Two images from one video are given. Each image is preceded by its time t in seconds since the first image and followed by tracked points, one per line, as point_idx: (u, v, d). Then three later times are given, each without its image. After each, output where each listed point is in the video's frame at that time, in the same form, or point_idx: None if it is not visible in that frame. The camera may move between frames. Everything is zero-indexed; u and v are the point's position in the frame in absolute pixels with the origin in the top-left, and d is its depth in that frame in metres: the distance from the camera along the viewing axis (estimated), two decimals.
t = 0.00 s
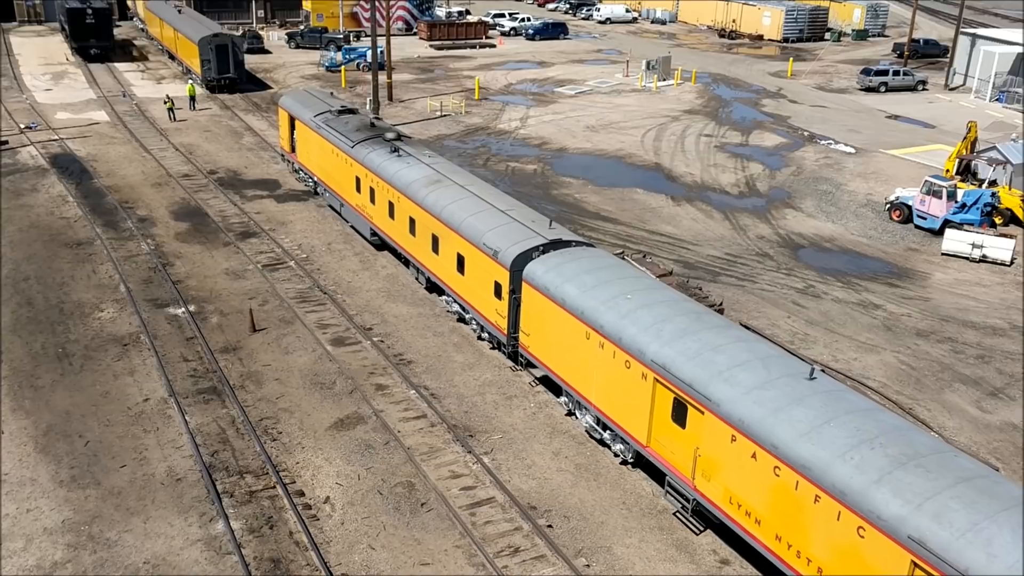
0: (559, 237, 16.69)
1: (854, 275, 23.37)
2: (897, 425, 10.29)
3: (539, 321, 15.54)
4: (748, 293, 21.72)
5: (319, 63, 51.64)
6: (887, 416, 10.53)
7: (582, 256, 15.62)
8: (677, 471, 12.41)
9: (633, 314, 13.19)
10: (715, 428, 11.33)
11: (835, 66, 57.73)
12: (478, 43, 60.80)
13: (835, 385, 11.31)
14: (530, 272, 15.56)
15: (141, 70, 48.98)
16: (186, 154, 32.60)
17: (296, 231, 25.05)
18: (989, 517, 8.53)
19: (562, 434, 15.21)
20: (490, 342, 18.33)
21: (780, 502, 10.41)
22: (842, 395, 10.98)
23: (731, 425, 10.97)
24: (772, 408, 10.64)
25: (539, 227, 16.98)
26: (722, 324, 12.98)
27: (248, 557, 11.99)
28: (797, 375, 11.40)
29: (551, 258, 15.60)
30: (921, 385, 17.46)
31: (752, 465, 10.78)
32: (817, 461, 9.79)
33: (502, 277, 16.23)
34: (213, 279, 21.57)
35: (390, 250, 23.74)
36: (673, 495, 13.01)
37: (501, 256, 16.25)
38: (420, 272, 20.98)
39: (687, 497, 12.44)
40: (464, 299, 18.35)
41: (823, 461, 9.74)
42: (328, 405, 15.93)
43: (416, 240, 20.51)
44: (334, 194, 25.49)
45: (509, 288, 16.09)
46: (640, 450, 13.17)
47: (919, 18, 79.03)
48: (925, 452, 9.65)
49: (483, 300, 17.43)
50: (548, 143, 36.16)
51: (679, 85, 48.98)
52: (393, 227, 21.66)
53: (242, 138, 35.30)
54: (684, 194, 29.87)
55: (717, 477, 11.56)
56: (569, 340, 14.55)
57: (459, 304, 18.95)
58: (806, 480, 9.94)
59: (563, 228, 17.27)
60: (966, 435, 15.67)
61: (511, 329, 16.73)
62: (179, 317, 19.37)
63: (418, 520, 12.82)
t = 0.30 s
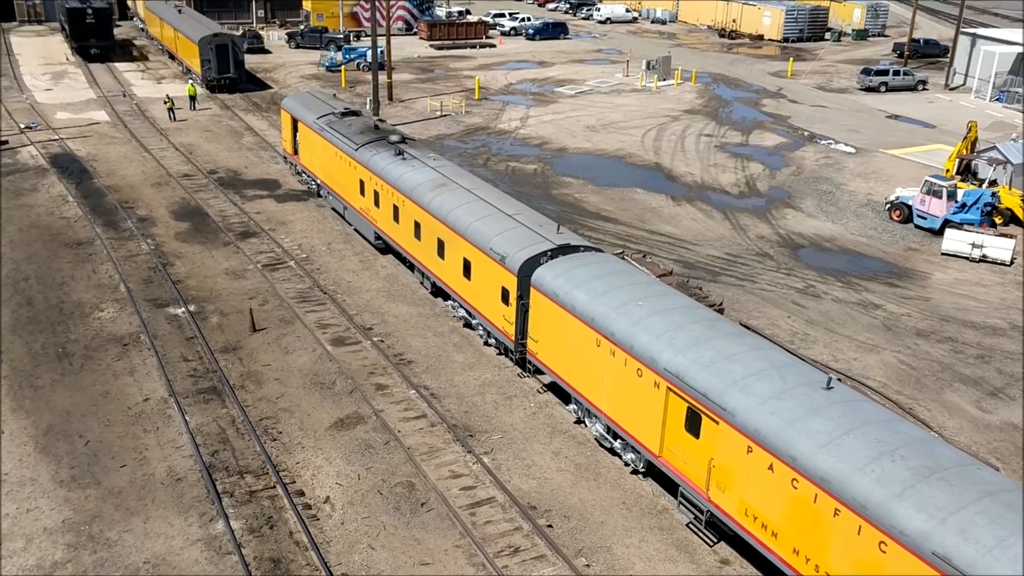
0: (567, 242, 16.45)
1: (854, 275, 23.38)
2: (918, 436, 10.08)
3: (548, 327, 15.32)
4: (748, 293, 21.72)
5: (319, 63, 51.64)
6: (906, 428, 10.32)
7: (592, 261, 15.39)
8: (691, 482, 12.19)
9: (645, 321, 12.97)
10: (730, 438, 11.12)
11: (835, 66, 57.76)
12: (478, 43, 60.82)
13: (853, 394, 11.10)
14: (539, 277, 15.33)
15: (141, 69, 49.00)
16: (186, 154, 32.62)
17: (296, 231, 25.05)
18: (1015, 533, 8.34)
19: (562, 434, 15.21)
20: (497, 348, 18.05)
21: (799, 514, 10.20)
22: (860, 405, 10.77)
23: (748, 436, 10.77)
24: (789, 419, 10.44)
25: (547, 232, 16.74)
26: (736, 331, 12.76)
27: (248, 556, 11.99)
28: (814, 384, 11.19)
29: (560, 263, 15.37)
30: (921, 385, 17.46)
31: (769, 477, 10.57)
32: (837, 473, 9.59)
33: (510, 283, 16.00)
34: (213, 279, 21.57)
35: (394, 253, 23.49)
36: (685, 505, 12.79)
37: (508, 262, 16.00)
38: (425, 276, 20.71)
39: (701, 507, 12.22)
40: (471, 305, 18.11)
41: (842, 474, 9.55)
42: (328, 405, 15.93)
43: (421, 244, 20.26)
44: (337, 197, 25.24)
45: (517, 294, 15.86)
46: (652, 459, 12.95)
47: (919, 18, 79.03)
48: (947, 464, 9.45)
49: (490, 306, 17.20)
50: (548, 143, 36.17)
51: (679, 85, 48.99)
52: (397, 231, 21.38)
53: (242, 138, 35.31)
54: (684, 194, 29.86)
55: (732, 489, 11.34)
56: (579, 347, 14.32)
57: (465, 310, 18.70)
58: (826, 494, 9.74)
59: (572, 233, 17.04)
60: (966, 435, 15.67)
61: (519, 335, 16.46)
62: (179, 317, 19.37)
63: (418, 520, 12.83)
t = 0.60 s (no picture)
0: (575, 247, 16.23)
1: (854, 275, 23.38)
2: (939, 448, 9.87)
3: (556, 334, 15.08)
4: (747, 293, 21.73)
5: (319, 63, 51.62)
6: (927, 440, 10.11)
7: (601, 268, 15.17)
8: (704, 493, 11.94)
9: (657, 329, 12.74)
10: (746, 450, 10.89)
11: (834, 65, 57.80)
12: (478, 43, 60.85)
13: (871, 405, 10.87)
14: (548, 284, 15.09)
15: (141, 69, 49.02)
16: (186, 154, 32.63)
17: (296, 231, 25.05)
18: None
19: (562, 434, 15.21)
20: (505, 354, 17.81)
21: (817, 528, 9.96)
22: (879, 417, 10.55)
23: (764, 447, 10.54)
24: (807, 431, 10.21)
25: (555, 237, 16.52)
26: (751, 340, 12.52)
27: (248, 556, 12.00)
28: (832, 395, 10.96)
29: (569, 270, 15.14)
30: (921, 385, 17.47)
31: (786, 490, 10.34)
32: (857, 487, 9.37)
33: (518, 288, 15.77)
34: (213, 279, 21.58)
35: (398, 257, 23.24)
36: (699, 517, 12.54)
37: (516, 266, 15.79)
38: (431, 281, 20.49)
39: (715, 520, 11.97)
40: (477, 310, 17.88)
41: (863, 487, 9.32)
42: (328, 405, 15.93)
43: (426, 248, 20.02)
44: (341, 200, 25.01)
45: (525, 300, 15.63)
46: (664, 470, 12.70)
47: (920, 17, 79.02)
48: (970, 478, 9.23)
49: (497, 312, 16.96)
50: (548, 142, 36.19)
51: (678, 84, 49.01)
52: (402, 235, 21.16)
53: (242, 138, 35.31)
54: (684, 194, 29.85)
55: (747, 501, 11.10)
56: (588, 355, 14.07)
57: (472, 315, 18.46)
58: (845, 507, 9.52)
59: (580, 238, 16.82)
60: (966, 435, 15.67)
61: (526, 342, 16.22)
62: (179, 316, 19.37)
63: (418, 520, 12.83)
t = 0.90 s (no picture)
0: (586, 252, 15.85)
1: (854, 274, 23.39)
2: (962, 460, 9.57)
3: (564, 340, 14.76)
4: (747, 292, 21.73)
5: (319, 63, 51.61)
6: (949, 451, 9.80)
7: (610, 272, 14.85)
8: (719, 505, 11.63)
9: (670, 336, 12.42)
10: (762, 462, 10.60)
11: (834, 65, 57.83)
12: (478, 43, 60.87)
13: (890, 416, 10.57)
14: (557, 289, 14.73)
15: (141, 69, 49.06)
16: (186, 154, 32.65)
17: (296, 231, 25.05)
18: None
19: (562, 434, 15.21)
20: (513, 361, 17.44)
21: (836, 543, 9.67)
22: (900, 427, 10.25)
23: (782, 459, 10.26)
24: (826, 443, 9.91)
25: (564, 242, 16.15)
26: (765, 348, 12.21)
27: (248, 556, 11.99)
28: (851, 405, 10.65)
29: (578, 275, 14.82)
30: (921, 384, 17.46)
31: (804, 503, 10.05)
32: (878, 501, 9.08)
33: (526, 294, 15.42)
34: (213, 279, 21.58)
35: (403, 261, 22.88)
36: (713, 529, 12.23)
37: (524, 272, 15.41)
38: (436, 286, 20.12)
39: (730, 532, 11.66)
40: (484, 316, 17.52)
41: (885, 501, 9.04)
42: (328, 404, 15.93)
43: (432, 252, 19.66)
44: (344, 203, 24.65)
45: (533, 306, 15.28)
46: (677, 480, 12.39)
47: (920, 17, 79.03)
48: (995, 491, 8.93)
49: (505, 317, 16.60)
50: (548, 142, 36.20)
51: (678, 84, 49.01)
52: (407, 239, 20.76)
53: (242, 138, 35.31)
54: (684, 194, 29.83)
55: (763, 514, 10.79)
56: (598, 362, 13.73)
57: (479, 321, 18.08)
58: (866, 522, 9.23)
59: (589, 242, 16.46)
60: (966, 435, 15.67)
61: (535, 348, 15.85)
62: (179, 316, 19.37)
63: (418, 520, 12.82)
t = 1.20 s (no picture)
0: (594, 257, 15.68)
1: (854, 274, 23.39)
2: (985, 473, 9.39)
3: (573, 347, 14.56)
4: (747, 292, 21.73)
5: (319, 63, 51.57)
6: (971, 463, 9.62)
7: (620, 278, 14.66)
8: (733, 517, 11.43)
9: (683, 344, 12.24)
10: (780, 473, 10.42)
11: (834, 65, 57.84)
12: (477, 43, 60.89)
13: (909, 426, 10.38)
14: (566, 296, 14.55)
15: (141, 69, 49.06)
16: (185, 153, 32.64)
17: (296, 230, 25.05)
18: None
19: (561, 433, 15.22)
20: (520, 367, 17.24)
21: (857, 557, 9.50)
22: (920, 439, 10.06)
23: (800, 471, 10.08)
24: (845, 454, 9.74)
25: (572, 246, 15.99)
26: (780, 356, 12.01)
27: (248, 556, 12.00)
28: (869, 416, 10.47)
29: (588, 281, 14.63)
30: (921, 384, 17.45)
31: (823, 516, 9.87)
32: (902, 515, 8.91)
33: (535, 299, 15.24)
34: (213, 278, 21.57)
35: (407, 265, 22.68)
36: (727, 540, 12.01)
37: (533, 277, 15.24)
38: (441, 290, 19.92)
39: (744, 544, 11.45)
40: (491, 321, 17.34)
41: (909, 515, 8.86)
42: (328, 404, 15.93)
43: (437, 257, 19.49)
44: (348, 206, 24.48)
45: (542, 311, 15.12)
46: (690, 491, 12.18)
47: (920, 16, 79.03)
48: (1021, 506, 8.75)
49: (512, 323, 16.40)
50: (548, 142, 36.21)
51: (678, 84, 49.00)
52: (412, 243, 20.59)
53: (242, 138, 35.31)
54: (684, 194, 29.82)
55: (780, 526, 10.60)
56: (609, 370, 13.54)
57: (485, 326, 17.88)
58: (888, 537, 9.06)
59: (597, 247, 16.28)
60: (966, 434, 15.68)
61: (544, 354, 15.65)
62: (179, 316, 19.37)
63: (418, 519, 12.82)
